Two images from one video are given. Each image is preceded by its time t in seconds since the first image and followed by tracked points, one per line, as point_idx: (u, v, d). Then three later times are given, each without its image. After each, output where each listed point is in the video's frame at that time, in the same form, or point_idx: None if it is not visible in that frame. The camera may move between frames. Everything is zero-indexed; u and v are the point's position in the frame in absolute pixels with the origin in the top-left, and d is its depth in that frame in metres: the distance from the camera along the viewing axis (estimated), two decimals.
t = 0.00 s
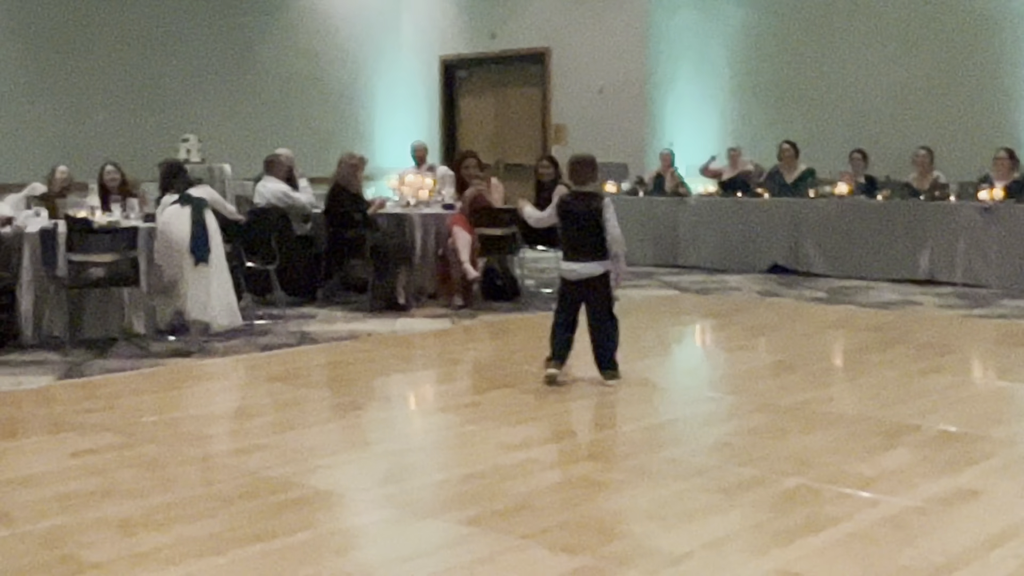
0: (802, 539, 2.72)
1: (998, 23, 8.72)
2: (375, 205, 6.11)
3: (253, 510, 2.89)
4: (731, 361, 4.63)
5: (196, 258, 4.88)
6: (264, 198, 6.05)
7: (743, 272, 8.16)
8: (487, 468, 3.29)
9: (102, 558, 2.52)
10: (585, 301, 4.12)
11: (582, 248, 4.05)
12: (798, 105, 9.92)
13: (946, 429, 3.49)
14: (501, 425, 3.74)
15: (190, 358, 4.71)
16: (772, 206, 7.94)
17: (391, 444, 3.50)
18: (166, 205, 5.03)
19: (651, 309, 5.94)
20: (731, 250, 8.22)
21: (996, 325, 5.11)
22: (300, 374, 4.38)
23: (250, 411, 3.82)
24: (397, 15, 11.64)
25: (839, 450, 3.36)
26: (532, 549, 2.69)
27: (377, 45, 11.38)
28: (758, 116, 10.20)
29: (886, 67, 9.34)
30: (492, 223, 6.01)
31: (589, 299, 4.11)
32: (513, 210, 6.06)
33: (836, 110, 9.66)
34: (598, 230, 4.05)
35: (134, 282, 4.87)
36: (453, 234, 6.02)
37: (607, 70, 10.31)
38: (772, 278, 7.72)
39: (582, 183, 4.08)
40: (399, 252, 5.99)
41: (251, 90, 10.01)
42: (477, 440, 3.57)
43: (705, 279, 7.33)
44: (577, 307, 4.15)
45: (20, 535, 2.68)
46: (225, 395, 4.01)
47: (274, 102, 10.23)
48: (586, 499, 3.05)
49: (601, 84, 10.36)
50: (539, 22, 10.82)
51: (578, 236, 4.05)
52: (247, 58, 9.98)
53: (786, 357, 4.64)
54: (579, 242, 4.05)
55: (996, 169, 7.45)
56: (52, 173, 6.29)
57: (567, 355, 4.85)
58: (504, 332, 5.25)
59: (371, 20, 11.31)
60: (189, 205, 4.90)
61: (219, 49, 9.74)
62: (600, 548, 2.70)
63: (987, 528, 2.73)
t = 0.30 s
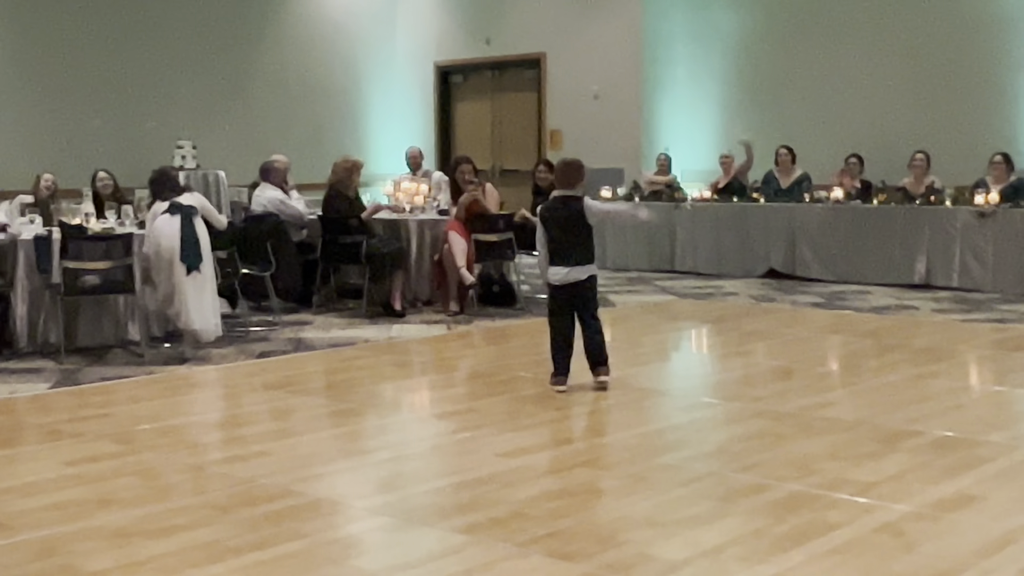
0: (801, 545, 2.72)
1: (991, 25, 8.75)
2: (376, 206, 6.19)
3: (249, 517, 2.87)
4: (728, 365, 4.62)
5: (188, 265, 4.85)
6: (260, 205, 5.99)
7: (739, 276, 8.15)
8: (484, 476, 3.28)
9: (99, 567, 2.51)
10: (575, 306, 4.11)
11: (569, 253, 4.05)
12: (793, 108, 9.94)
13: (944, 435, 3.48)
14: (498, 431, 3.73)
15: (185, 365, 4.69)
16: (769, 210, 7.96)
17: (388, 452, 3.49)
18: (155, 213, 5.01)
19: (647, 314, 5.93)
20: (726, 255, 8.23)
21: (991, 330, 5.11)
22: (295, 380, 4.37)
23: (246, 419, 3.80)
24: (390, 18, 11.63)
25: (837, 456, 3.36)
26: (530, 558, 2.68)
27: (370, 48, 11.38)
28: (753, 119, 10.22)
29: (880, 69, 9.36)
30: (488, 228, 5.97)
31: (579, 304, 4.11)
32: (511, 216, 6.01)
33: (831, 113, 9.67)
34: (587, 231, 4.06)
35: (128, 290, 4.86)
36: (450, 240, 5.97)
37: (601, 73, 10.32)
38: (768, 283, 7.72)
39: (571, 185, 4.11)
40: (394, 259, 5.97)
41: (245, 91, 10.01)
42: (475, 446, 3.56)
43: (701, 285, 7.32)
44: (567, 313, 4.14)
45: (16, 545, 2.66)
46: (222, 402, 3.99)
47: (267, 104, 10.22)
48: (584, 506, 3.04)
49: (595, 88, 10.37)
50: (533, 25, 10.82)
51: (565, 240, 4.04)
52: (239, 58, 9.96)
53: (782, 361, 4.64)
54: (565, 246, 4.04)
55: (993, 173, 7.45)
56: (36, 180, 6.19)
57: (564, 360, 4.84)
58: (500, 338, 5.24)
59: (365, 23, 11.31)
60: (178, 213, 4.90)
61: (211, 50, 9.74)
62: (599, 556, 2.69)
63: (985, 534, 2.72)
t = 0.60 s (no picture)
0: (789, 531, 2.78)
1: (979, 13, 8.79)
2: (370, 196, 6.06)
3: (246, 505, 2.91)
4: (716, 351, 4.67)
5: (179, 256, 4.77)
6: (253, 191, 6.13)
7: (726, 262, 8.21)
8: (477, 462, 3.32)
9: (98, 556, 2.53)
10: (568, 298, 4.11)
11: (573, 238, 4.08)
12: (782, 96, 9.96)
13: (930, 422, 3.55)
14: (490, 417, 3.77)
15: (177, 352, 4.71)
16: (755, 197, 8.01)
17: (382, 438, 3.53)
18: (147, 201, 4.96)
19: (636, 300, 5.98)
20: (713, 240, 8.28)
21: (974, 316, 5.18)
22: (288, 367, 4.39)
23: (240, 406, 3.82)
24: (379, 3, 11.60)
25: (824, 442, 3.42)
26: (525, 543, 2.73)
27: (359, 37, 11.33)
28: (742, 108, 10.25)
29: (870, 58, 9.38)
30: (478, 217, 6.01)
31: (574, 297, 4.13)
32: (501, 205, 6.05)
33: (821, 102, 9.71)
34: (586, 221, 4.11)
35: (121, 278, 4.88)
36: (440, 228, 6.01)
37: (592, 62, 10.31)
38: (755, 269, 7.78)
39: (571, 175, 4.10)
40: (385, 246, 6.00)
41: (233, 78, 9.94)
42: (468, 432, 3.60)
43: (687, 270, 7.37)
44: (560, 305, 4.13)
45: (14, 534, 2.68)
46: (215, 389, 4.02)
47: (256, 93, 10.16)
48: (576, 492, 3.09)
49: (584, 77, 10.37)
50: (522, 14, 10.81)
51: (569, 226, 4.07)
52: (227, 45, 9.89)
53: (770, 346, 4.70)
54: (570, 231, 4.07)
55: (977, 159, 7.50)
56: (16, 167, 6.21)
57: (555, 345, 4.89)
58: (491, 325, 5.27)
59: (354, 11, 11.25)
60: (171, 204, 4.82)
61: (199, 37, 9.66)
62: (592, 542, 2.74)
63: (971, 520, 2.79)
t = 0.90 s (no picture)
0: (772, 528, 2.80)
1: (955, 13, 8.88)
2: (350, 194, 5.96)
3: (229, 504, 2.89)
4: (695, 349, 4.70)
5: (160, 253, 4.80)
6: (231, 192, 6.06)
7: (703, 261, 8.26)
8: (461, 460, 3.32)
9: (81, 557, 2.51)
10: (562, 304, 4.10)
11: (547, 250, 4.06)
12: (759, 95, 10.02)
13: (909, 419, 3.59)
14: (472, 416, 3.77)
15: (156, 352, 4.67)
16: (732, 196, 8.07)
17: (364, 437, 3.51)
18: (119, 197, 4.85)
19: (614, 299, 6.00)
20: (690, 240, 8.33)
21: (948, 314, 5.24)
22: (267, 366, 4.37)
23: (219, 405, 3.80)
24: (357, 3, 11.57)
25: (805, 439, 3.44)
26: (510, 541, 2.73)
27: (335, 35, 11.28)
28: (718, 107, 10.30)
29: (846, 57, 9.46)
30: (458, 217, 6.01)
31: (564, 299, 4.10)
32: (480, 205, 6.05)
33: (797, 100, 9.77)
34: (567, 234, 4.04)
35: (99, 277, 4.84)
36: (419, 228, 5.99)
37: (570, 61, 10.33)
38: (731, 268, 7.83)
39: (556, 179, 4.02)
40: (366, 245, 5.99)
41: (207, 73, 9.85)
42: (451, 431, 3.60)
43: (665, 270, 7.40)
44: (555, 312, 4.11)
45: None
46: (195, 389, 3.99)
47: (232, 90, 10.09)
48: (560, 490, 3.09)
49: (561, 76, 10.39)
50: (499, 13, 10.81)
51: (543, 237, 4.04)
52: (202, 41, 9.81)
53: (748, 345, 4.73)
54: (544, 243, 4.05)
55: (952, 159, 7.57)
56: None
57: (534, 343, 4.89)
58: (470, 324, 5.27)
59: (331, 9, 11.21)
60: (147, 201, 4.82)
61: (174, 33, 9.57)
62: (577, 539, 2.75)
63: (951, 516, 2.83)
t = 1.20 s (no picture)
0: (760, 526, 2.83)
1: (937, 17, 8.97)
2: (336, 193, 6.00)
3: (220, 503, 2.89)
4: (680, 350, 4.73)
5: (146, 262, 4.81)
6: (216, 194, 6.06)
7: (687, 263, 8.31)
8: (450, 460, 3.33)
9: (73, 556, 2.50)
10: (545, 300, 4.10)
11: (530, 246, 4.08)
12: (743, 98, 10.08)
13: (892, 419, 3.63)
14: (460, 416, 3.78)
15: (143, 353, 4.65)
16: (716, 199, 8.12)
17: (353, 437, 3.52)
18: (111, 197, 4.83)
19: (599, 301, 6.02)
20: (674, 241, 8.38)
21: (930, 316, 5.29)
22: (255, 368, 4.36)
23: (207, 406, 3.79)
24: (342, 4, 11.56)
25: (791, 438, 3.48)
26: (501, 539, 2.75)
27: (321, 36, 11.26)
28: (703, 109, 10.36)
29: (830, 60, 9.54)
30: (444, 219, 6.02)
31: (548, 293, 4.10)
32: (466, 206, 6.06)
33: (781, 103, 9.84)
34: (553, 234, 4.06)
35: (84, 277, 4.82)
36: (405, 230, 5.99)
37: (555, 64, 10.36)
38: (715, 269, 7.88)
39: (552, 180, 4.03)
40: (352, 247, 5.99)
41: (192, 73, 9.81)
42: (440, 431, 3.61)
43: (650, 271, 7.43)
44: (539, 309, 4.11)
45: None
46: (184, 389, 3.98)
47: (217, 91, 10.06)
48: (549, 489, 3.11)
49: (547, 78, 10.42)
50: (484, 15, 10.83)
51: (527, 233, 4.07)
52: (186, 40, 9.77)
53: (733, 345, 4.76)
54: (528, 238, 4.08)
55: (934, 162, 7.64)
56: None
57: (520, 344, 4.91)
58: (456, 325, 5.28)
59: (316, 11, 11.20)
60: (139, 207, 4.83)
61: (158, 33, 9.53)
62: (567, 537, 2.77)
63: (936, 514, 2.87)
